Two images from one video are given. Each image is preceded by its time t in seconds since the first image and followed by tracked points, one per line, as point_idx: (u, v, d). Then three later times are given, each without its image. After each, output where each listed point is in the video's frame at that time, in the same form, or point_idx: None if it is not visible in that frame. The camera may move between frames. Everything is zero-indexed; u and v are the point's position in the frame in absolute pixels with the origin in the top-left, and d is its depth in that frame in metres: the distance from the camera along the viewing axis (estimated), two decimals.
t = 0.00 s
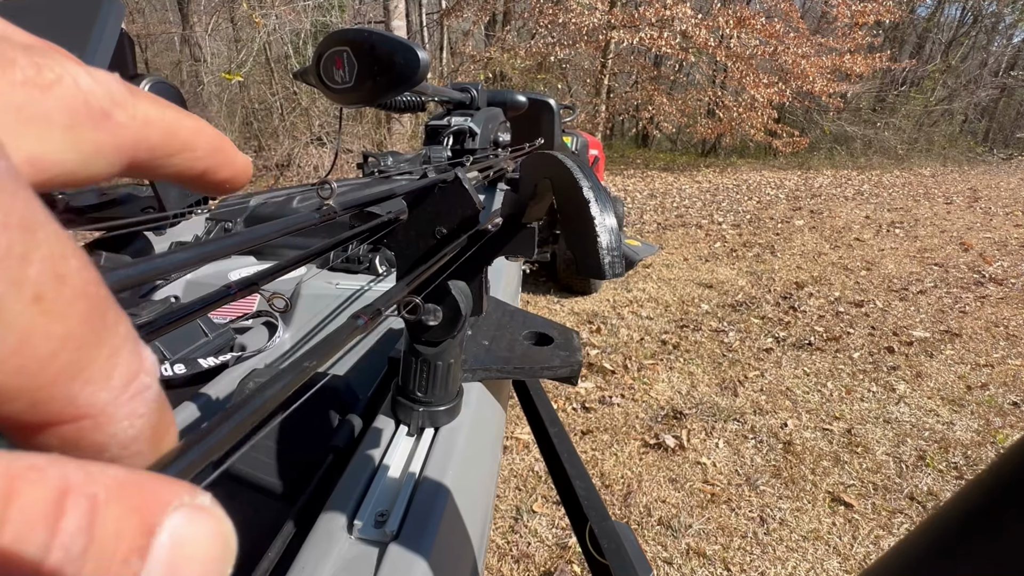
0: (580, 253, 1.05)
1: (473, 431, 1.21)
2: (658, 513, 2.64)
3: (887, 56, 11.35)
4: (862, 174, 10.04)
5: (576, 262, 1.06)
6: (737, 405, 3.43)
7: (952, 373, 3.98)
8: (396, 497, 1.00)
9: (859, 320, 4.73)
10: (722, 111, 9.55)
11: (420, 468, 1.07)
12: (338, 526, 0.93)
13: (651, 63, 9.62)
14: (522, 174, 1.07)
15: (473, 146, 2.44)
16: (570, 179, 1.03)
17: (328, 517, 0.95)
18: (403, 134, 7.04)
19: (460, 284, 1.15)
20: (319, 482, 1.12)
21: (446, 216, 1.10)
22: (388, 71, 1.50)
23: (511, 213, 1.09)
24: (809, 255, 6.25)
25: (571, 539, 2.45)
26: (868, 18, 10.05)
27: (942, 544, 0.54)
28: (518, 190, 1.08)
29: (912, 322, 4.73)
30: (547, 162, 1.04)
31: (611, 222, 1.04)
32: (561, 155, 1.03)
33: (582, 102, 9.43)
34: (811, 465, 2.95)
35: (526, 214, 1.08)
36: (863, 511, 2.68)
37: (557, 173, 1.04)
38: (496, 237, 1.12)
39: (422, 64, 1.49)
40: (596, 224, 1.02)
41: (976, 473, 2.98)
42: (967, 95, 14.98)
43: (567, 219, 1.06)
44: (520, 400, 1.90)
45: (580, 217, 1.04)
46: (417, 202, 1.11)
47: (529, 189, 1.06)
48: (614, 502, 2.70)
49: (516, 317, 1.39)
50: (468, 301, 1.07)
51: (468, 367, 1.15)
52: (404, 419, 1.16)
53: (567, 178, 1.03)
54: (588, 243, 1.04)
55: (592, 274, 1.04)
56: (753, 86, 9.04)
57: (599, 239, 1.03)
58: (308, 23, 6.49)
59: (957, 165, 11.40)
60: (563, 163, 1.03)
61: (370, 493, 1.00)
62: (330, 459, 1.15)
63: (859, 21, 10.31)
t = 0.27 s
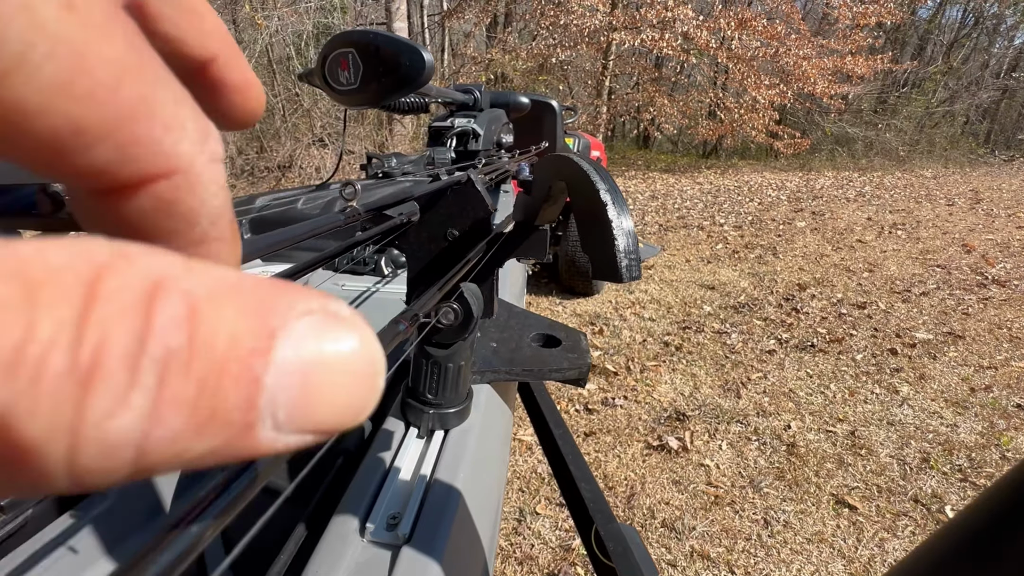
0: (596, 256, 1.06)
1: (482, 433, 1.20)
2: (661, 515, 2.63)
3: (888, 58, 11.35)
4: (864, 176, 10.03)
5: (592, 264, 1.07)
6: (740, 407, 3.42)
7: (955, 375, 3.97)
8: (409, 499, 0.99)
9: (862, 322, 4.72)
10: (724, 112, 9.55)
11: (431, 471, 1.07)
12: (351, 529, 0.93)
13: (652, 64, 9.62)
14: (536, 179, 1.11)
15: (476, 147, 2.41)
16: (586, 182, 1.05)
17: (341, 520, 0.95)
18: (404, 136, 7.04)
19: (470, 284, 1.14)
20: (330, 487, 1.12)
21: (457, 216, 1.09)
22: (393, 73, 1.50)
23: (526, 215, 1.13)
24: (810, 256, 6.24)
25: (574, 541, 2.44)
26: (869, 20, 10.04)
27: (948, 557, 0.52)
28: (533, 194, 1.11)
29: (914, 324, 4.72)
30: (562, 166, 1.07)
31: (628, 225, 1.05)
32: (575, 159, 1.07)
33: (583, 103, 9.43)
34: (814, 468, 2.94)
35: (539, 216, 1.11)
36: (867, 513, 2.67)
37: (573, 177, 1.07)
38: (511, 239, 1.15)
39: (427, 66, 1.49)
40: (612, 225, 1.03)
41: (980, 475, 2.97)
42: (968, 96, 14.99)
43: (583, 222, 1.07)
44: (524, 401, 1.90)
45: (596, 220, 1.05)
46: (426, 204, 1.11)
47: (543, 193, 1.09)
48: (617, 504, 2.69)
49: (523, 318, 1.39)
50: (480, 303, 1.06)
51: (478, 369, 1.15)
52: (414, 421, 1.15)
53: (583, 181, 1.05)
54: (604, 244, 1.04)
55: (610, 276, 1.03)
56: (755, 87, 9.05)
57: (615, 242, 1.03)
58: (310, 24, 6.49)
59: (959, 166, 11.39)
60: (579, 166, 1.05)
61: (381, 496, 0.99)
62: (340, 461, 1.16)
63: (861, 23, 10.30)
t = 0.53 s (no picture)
0: (604, 262, 1.06)
1: (487, 436, 1.20)
2: (663, 518, 2.62)
3: (889, 60, 11.35)
4: (865, 177, 10.03)
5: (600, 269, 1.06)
6: (742, 409, 3.41)
7: (957, 378, 3.97)
8: (414, 504, 0.99)
9: (863, 324, 4.72)
10: (725, 113, 9.55)
11: (436, 476, 1.06)
12: (357, 535, 0.93)
13: (654, 66, 9.61)
14: (544, 183, 1.11)
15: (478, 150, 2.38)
16: (594, 187, 1.04)
17: (346, 525, 0.95)
18: (406, 137, 7.04)
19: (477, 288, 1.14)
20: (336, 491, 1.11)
21: (464, 221, 1.09)
22: (397, 75, 1.50)
23: (532, 219, 1.13)
24: (812, 258, 6.23)
25: (576, 543, 2.44)
26: (871, 22, 10.04)
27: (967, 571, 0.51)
28: (540, 198, 1.11)
29: (916, 326, 4.72)
30: (569, 169, 1.07)
31: (637, 230, 1.04)
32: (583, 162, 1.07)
33: (584, 104, 9.43)
34: (816, 471, 2.93)
35: (546, 219, 1.11)
36: (870, 517, 2.66)
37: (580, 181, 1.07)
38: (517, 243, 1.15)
39: (431, 67, 1.49)
40: (622, 231, 1.02)
41: (983, 478, 2.96)
42: (970, 98, 14.99)
43: (590, 227, 1.06)
44: (527, 404, 1.90)
45: (605, 224, 1.04)
46: (433, 208, 1.10)
47: (550, 196, 1.09)
48: (619, 507, 2.68)
49: (527, 321, 1.39)
50: (486, 308, 1.04)
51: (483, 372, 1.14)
52: (419, 425, 1.15)
53: (591, 185, 1.04)
54: (613, 248, 1.04)
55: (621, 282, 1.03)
56: (756, 89, 9.05)
57: (624, 246, 1.02)
58: (312, 26, 6.49)
59: (960, 168, 11.38)
60: (588, 171, 1.05)
61: (388, 501, 0.99)
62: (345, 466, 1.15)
63: (862, 25, 10.30)
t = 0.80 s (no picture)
0: (604, 270, 1.05)
1: (486, 442, 1.20)
2: (662, 521, 2.62)
3: (890, 63, 11.36)
4: (865, 180, 10.04)
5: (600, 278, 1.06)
6: (741, 413, 3.41)
7: (957, 381, 3.97)
8: (413, 511, 0.99)
9: (863, 327, 4.72)
10: (725, 115, 9.56)
11: (436, 483, 1.06)
12: (356, 543, 0.92)
13: (654, 68, 9.62)
14: (544, 191, 1.10)
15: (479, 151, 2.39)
16: (595, 195, 1.03)
17: (345, 533, 0.94)
18: (406, 138, 7.04)
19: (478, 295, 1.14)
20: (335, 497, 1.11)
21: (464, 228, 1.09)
22: (398, 78, 1.50)
23: (534, 226, 1.13)
24: (812, 261, 6.23)
25: (576, 547, 2.43)
26: (871, 25, 10.05)
27: None
28: (540, 205, 1.11)
29: (916, 329, 4.71)
30: (570, 177, 1.06)
31: (636, 238, 1.03)
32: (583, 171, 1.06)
33: (585, 106, 9.43)
34: (816, 474, 2.93)
35: (547, 226, 1.11)
36: (869, 521, 2.65)
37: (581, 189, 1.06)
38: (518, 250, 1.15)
39: (432, 71, 1.49)
40: (621, 240, 1.01)
41: (983, 483, 2.96)
42: (970, 102, 15.00)
43: (590, 235, 1.06)
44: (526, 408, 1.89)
45: (605, 232, 1.03)
46: (433, 215, 1.10)
47: (550, 204, 1.08)
48: (619, 510, 2.68)
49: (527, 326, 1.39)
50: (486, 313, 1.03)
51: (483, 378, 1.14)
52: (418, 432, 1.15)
53: (592, 194, 1.03)
54: (613, 258, 1.03)
55: (620, 291, 1.02)
56: (756, 91, 9.05)
57: (624, 255, 1.01)
58: (313, 26, 6.49)
59: (960, 171, 11.39)
60: (588, 179, 1.04)
61: (386, 508, 0.99)
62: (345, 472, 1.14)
63: (863, 27, 10.31)
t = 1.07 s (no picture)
0: (608, 275, 1.05)
1: (489, 445, 1.20)
2: (662, 523, 2.62)
3: (890, 66, 11.37)
4: (865, 182, 10.04)
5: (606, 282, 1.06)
6: (741, 415, 3.41)
7: (957, 385, 3.96)
8: (416, 516, 0.98)
9: (863, 330, 4.72)
10: (725, 117, 9.57)
11: (438, 486, 1.06)
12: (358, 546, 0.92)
13: (654, 69, 9.62)
14: (548, 194, 1.09)
15: (481, 152, 2.37)
16: (601, 199, 1.03)
17: (347, 537, 0.94)
18: (407, 138, 7.04)
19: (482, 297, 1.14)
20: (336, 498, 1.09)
21: (467, 230, 1.09)
22: (399, 80, 1.50)
23: (536, 229, 1.11)
24: (812, 263, 6.23)
25: (575, 548, 2.43)
26: (871, 28, 10.06)
27: None
28: (543, 208, 1.10)
29: (916, 332, 4.72)
30: (574, 180, 1.06)
31: (642, 241, 1.04)
32: (587, 175, 1.06)
33: (585, 107, 9.43)
34: (815, 477, 2.93)
35: (550, 229, 1.10)
36: (869, 524, 2.65)
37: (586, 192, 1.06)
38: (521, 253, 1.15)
39: (434, 72, 1.49)
40: (627, 243, 1.01)
41: (983, 486, 2.96)
42: (971, 105, 15.02)
43: (595, 239, 1.06)
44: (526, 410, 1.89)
45: (611, 236, 1.03)
46: (437, 217, 1.10)
47: (555, 207, 1.08)
48: (618, 511, 2.68)
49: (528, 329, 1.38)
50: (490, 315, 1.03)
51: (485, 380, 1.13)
52: (420, 434, 1.15)
53: (598, 197, 1.03)
54: (620, 262, 1.03)
55: (626, 296, 1.03)
56: (757, 93, 9.06)
57: (630, 258, 1.02)
58: (314, 26, 6.48)
59: (959, 174, 11.41)
60: (592, 182, 1.04)
61: (389, 511, 0.99)
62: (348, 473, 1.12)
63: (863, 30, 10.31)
